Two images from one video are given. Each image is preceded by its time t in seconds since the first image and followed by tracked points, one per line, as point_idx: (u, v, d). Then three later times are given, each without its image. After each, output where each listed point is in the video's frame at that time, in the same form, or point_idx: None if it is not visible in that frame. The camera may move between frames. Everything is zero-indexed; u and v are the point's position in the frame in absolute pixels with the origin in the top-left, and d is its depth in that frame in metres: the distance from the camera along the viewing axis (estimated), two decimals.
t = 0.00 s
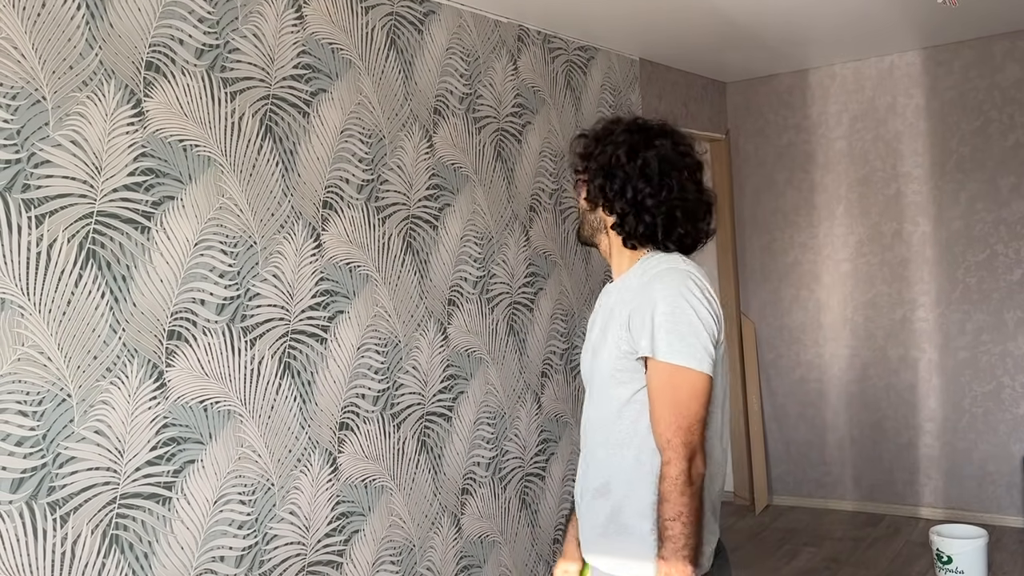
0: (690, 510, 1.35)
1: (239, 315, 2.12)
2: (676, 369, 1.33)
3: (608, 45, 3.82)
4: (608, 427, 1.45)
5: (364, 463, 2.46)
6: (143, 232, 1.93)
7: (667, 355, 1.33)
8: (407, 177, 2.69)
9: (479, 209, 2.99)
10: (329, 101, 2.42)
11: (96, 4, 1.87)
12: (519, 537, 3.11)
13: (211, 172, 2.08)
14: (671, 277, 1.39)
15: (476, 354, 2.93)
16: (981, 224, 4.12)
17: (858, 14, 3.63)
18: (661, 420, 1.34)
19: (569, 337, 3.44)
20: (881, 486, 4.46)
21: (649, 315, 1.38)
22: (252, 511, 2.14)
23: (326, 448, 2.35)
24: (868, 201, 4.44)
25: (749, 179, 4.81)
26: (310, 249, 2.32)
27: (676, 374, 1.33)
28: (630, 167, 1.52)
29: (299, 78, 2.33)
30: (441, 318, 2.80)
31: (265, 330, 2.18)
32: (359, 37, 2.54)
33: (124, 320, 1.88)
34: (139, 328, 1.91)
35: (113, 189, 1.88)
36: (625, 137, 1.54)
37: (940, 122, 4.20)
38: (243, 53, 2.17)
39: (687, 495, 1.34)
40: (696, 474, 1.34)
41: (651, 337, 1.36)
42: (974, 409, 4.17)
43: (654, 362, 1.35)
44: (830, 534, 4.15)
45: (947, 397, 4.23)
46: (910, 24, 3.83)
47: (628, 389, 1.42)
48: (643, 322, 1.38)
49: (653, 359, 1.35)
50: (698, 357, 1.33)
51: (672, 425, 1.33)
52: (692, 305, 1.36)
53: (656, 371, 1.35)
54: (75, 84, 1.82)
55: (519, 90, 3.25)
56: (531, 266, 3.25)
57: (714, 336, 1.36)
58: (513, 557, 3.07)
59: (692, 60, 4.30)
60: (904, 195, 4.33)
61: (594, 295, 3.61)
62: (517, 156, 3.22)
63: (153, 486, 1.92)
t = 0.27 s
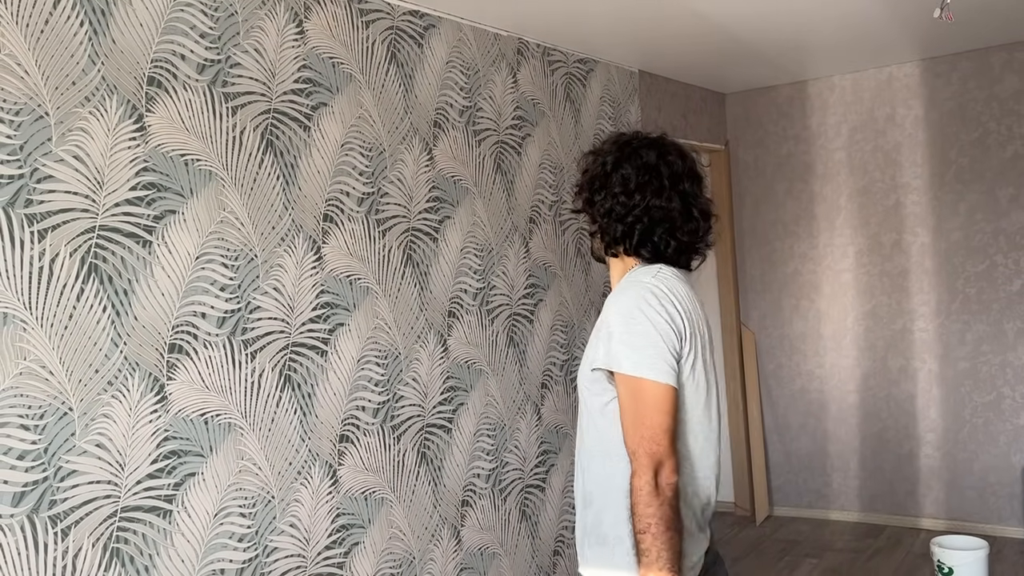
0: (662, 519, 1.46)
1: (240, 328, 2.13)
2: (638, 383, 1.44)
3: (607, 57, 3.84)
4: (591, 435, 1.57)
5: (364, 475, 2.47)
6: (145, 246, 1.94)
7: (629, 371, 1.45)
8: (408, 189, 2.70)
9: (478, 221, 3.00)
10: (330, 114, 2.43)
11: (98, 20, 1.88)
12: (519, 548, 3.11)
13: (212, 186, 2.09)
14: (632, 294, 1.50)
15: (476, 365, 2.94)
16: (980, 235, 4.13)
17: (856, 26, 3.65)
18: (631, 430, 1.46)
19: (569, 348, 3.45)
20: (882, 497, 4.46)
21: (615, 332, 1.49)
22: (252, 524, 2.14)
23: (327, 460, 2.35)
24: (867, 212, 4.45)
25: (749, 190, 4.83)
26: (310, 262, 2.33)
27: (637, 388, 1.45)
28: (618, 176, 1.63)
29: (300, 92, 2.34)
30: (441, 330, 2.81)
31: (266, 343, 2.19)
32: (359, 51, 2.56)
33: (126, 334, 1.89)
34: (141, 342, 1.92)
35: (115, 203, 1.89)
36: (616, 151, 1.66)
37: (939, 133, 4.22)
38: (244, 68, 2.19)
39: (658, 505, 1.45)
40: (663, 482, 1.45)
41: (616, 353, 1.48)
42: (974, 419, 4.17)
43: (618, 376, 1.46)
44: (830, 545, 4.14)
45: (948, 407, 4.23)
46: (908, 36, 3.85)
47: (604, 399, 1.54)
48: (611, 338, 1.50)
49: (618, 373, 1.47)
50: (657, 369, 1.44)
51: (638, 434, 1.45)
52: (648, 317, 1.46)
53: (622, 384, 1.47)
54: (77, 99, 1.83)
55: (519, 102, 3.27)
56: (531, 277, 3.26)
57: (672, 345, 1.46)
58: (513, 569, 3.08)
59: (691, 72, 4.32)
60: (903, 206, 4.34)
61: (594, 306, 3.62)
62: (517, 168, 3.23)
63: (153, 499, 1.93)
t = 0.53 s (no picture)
0: (602, 522, 1.42)
1: (240, 340, 2.14)
2: (635, 390, 1.40)
3: (606, 69, 3.87)
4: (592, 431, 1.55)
5: (363, 486, 2.47)
6: (146, 258, 1.95)
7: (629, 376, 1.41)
8: (407, 201, 2.71)
9: (478, 232, 3.01)
10: (330, 127, 2.45)
11: (101, 34, 1.90)
12: (518, 558, 3.12)
13: (213, 198, 2.10)
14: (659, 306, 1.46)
15: (475, 376, 2.94)
16: (977, 245, 4.15)
17: (853, 38, 3.67)
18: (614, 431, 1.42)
19: (568, 358, 3.46)
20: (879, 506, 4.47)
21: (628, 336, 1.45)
22: (251, 535, 2.14)
23: (326, 471, 2.36)
24: (865, 222, 4.47)
25: (747, 200, 4.85)
26: (310, 273, 2.34)
27: (633, 395, 1.41)
28: (642, 180, 1.59)
29: (301, 105, 2.36)
30: (440, 341, 2.82)
31: (266, 354, 2.20)
32: (359, 64, 2.57)
33: (126, 346, 1.90)
34: (141, 354, 1.93)
35: (116, 216, 1.90)
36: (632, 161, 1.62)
37: (936, 144, 4.24)
38: (245, 81, 2.21)
39: (606, 508, 1.42)
40: (621, 494, 1.41)
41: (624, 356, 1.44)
42: (971, 429, 4.18)
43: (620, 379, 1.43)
44: (829, 555, 4.15)
45: (945, 417, 4.24)
46: (905, 48, 3.88)
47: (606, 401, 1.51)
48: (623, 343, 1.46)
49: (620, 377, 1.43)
50: (657, 384, 1.39)
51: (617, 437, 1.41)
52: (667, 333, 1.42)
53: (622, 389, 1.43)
54: (79, 113, 1.84)
55: (518, 114, 3.28)
56: (530, 288, 3.27)
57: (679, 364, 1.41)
58: None
59: (689, 83, 4.35)
60: (900, 216, 4.36)
61: (593, 316, 3.63)
62: (516, 179, 3.25)
63: (153, 510, 1.93)
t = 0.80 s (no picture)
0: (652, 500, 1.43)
1: (239, 344, 2.15)
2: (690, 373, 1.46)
3: (603, 75, 3.89)
4: (626, 426, 1.57)
5: (361, 490, 2.48)
6: (145, 262, 1.96)
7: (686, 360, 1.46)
8: (405, 206, 2.73)
9: (476, 236, 3.03)
10: (329, 132, 2.46)
11: (101, 40, 1.91)
12: (515, 563, 3.12)
13: (212, 203, 2.11)
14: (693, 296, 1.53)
15: (473, 380, 2.95)
16: (972, 251, 4.17)
17: (849, 44, 3.69)
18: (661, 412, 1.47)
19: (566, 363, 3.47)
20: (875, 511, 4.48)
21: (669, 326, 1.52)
22: (250, 538, 2.15)
23: (325, 475, 2.36)
24: (861, 227, 4.49)
25: (743, 205, 4.87)
26: (309, 278, 2.35)
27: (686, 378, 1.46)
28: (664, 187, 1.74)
29: (300, 111, 2.37)
30: (438, 345, 2.83)
31: (265, 358, 2.21)
32: (358, 70, 2.59)
33: (126, 350, 1.90)
34: (141, 358, 1.93)
35: (116, 220, 1.91)
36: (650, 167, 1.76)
37: (931, 150, 4.27)
38: (244, 86, 2.22)
39: (660, 487, 1.43)
40: (677, 473, 1.43)
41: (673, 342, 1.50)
42: (967, 434, 4.19)
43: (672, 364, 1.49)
44: (826, 559, 4.16)
45: (941, 421, 4.26)
46: (900, 54, 3.90)
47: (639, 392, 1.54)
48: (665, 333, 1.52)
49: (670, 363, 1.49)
50: (709, 365, 1.46)
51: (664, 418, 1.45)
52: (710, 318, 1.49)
53: (672, 373, 1.48)
54: (79, 118, 1.85)
55: (516, 119, 3.30)
56: (527, 292, 3.29)
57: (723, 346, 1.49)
58: None
59: (686, 89, 4.37)
60: (896, 221, 4.38)
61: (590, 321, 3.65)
62: (514, 184, 3.27)
63: (152, 514, 1.93)
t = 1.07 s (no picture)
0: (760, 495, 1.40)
1: (236, 346, 2.15)
2: (738, 369, 1.44)
3: (600, 77, 3.90)
4: (665, 426, 1.51)
5: (357, 492, 2.48)
6: (143, 264, 1.95)
7: (729, 355, 1.44)
8: (402, 208, 2.73)
9: (472, 239, 3.04)
10: (326, 134, 2.47)
11: (99, 42, 1.91)
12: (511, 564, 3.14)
13: (209, 204, 2.11)
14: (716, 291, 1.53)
15: (469, 382, 2.96)
16: (966, 254, 4.19)
17: (844, 48, 3.71)
18: (728, 410, 1.44)
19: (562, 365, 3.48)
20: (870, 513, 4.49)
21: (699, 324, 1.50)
22: (246, 540, 2.14)
23: (321, 477, 2.37)
24: (855, 230, 4.51)
25: (739, 208, 4.90)
26: (306, 280, 2.36)
27: (738, 372, 1.45)
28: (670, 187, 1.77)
29: (297, 113, 2.38)
30: (435, 347, 2.83)
31: (261, 360, 2.21)
32: (356, 72, 2.60)
33: (123, 352, 1.90)
34: (138, 359, 1.93)
35: (113, 222, 1.91)
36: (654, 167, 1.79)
37: (926, 153, 4.29)
38: (242, 88, 2.22)
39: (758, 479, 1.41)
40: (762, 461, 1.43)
41: (707, 339, 1.47)
42: (961, 436, 4.21)
43: (718, 359, 1.45)
44: (820, 561, 4.18)
45: (935, 424, 4.28)
46: (895, 58, 3.92)
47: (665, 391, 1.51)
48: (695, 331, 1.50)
49: (707, 360, 1.46)
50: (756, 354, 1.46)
51: (739, 420, 1.43)
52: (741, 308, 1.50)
53: (719, 370, 1.45)
54: (77, 120, 1.86)
55: (513, 122, 3.32)
56: (523, 295, 3.30)
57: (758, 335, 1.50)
58: None
59: (682, 92, 4.39)
60: (890, 225, 4.41)
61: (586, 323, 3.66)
62: (510, 186, 3.28)
63: (149, 516, 1.92)
